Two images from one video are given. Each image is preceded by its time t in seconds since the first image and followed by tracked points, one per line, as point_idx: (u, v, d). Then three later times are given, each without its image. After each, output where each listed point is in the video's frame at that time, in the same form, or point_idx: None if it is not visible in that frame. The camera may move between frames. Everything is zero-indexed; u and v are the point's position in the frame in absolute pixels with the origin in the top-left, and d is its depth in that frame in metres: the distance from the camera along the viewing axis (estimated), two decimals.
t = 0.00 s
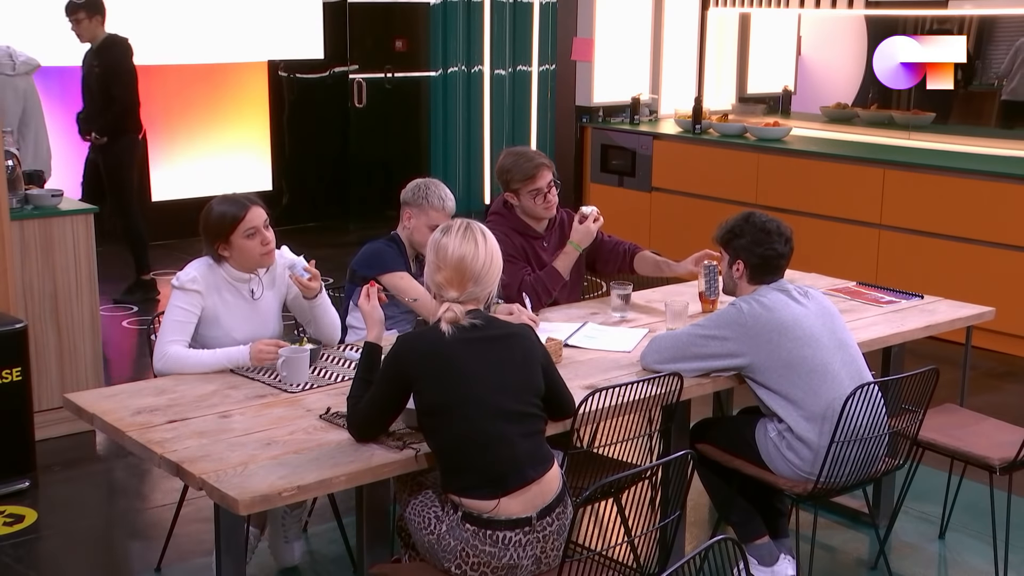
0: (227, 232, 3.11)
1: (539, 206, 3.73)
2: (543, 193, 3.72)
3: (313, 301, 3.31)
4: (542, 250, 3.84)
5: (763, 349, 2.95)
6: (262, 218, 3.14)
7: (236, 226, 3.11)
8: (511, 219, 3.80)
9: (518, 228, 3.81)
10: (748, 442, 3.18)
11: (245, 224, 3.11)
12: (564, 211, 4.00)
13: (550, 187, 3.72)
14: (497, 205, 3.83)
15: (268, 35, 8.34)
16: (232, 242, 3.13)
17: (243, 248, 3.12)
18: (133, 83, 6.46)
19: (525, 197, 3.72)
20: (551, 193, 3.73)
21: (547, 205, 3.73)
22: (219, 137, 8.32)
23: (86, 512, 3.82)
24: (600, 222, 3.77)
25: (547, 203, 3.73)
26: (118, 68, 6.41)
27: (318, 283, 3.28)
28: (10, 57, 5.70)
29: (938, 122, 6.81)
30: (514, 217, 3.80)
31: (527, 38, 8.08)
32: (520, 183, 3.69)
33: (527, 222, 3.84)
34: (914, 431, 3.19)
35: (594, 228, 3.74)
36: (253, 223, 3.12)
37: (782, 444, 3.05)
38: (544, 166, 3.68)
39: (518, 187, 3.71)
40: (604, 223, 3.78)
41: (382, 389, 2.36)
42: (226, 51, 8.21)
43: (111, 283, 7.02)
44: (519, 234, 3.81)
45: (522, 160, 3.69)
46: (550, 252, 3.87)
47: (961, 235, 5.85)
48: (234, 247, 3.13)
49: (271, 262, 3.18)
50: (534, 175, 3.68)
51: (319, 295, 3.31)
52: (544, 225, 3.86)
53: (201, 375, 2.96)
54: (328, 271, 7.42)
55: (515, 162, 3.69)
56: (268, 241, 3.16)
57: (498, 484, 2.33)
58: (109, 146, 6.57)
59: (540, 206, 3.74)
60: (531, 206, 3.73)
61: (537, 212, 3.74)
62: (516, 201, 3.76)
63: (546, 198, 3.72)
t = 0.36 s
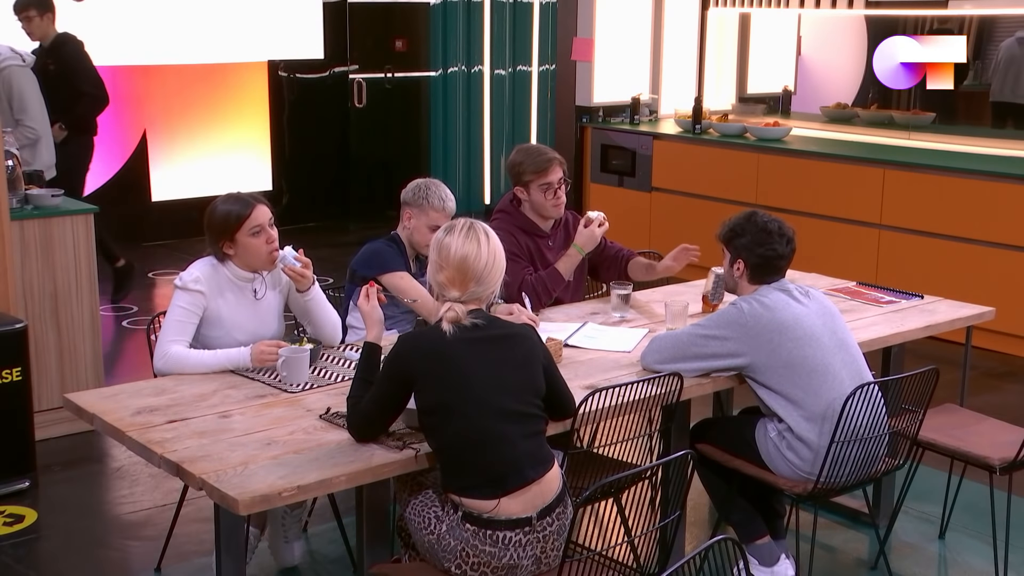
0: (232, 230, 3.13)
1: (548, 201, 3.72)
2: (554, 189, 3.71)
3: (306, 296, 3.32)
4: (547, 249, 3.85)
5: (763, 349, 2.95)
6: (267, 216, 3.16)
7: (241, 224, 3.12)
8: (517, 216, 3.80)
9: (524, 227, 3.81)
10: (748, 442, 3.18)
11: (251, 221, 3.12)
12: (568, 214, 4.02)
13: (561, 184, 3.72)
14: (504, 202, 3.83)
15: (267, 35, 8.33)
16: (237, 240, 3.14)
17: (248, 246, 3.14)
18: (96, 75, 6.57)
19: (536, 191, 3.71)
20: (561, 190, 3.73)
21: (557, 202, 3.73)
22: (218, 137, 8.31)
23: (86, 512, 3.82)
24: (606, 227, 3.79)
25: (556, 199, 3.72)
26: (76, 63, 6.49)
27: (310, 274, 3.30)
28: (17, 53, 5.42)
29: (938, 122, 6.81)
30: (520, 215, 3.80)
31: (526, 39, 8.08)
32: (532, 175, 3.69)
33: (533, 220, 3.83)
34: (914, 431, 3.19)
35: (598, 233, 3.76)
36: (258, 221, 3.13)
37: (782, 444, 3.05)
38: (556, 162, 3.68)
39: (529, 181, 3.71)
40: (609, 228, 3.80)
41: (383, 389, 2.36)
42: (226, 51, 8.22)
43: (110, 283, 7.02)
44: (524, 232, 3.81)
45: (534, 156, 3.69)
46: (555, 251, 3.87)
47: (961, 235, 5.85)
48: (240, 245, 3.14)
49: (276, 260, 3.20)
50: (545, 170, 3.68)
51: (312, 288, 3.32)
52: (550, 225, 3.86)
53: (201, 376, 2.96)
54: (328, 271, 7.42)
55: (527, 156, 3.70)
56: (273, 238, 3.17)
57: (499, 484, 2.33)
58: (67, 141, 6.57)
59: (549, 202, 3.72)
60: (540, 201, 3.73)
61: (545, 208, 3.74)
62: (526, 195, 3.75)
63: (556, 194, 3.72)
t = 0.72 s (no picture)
0: (233, 229, 3.13)
1: (561, 196, 3.73)
2: (568, 184, 3.73)
3: (307, 297, 3.31)
4: (554, 248, 3.86)
5: (763, 348, 2.94)
6: (267, 215, 3.16)
7: (242, 223, 3.12)
8: (526, 211, 3.84)
9: (532, 222, 3.84)
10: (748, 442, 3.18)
11: (252, 220, 3.13)
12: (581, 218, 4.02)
13: (576, 180, 3.74)
14: (517, 197, 3.87)
15: (266, 34, 8.33)
16: (238, 239, 3.14)
17: (249, 245, 3.14)
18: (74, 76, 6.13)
19: (550, 185, 3.73)
20: (576, 186, 3.75)
21: (569, 198, 3.74)
22: (219, 137, 8.31)
23: (86, 512, 3.82)
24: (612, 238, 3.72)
25: (570, 195, 3.74)
26: (52, 60, 6.03)
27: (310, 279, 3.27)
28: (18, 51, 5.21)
29: (939, 122, 6.81)
30: (530, 210, 3.84)
31: (527, 38, 8.06)
32: (548, 168, 3.71)
33: (544, 217, 3.86)
34: (913, 431, 3.19)
35: (603, 244, 3.69)
36: (259, 220, 3.13)
37: (782, 444, 3.05)
38: (571, 158, 3.70)
39: (544, 174, 3.73)
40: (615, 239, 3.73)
41: (383, 389, 2.36)
42: (225, 51, 8.21)
43: (111, 282, 7.03)
44: (532, 227, 3.84)
45: (551, 150, 3.72)
46: (562, 251, 3.88)
47: (961, 235, 5.85)
48: (241, 245, 3.14)
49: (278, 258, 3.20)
50: (561, 165, 3.70)
51: (313, 289, 3.31)
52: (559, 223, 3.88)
53: (201, 376, 2.96)
54: (328, 271, 7.42)
55: (543, 150, 3.73)
56: (274, 236, 3.17)
57: (499, 484, 2.33)
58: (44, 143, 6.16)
59: (562, 197, 3.74)
60: (554, 196, 3.74)
61: (557, 203, 3.75)
62: (539, 189, 3.77)
63: (569, 190, 3.73)
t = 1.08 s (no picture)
0: (230, 229, 3.13)
1: (579, 199, 3.75)
2: (588, 188, 3.74)
3: (309, 297, 3.31)
4: (561, 252, 3.87)
5: (763, 347, 2.94)
6: (265, 214, 3.16)
7: (240, 223, 3.12)
8: (536, 214, 3.85)
9: (540, 225, 3.85)
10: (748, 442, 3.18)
11: (249, 220, 3.13)
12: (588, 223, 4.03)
13: (594, 185, 3.76)
14: (526, 199, 3.89)
15: (266, 34, 8.32)
16: (235, 238, 3.15)
17: (247, 245, 3.14)
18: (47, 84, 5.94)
19: (569, 187, 3.74)
20: (594, 191, 3.76)
21: (586, 202, 3.76)
22: (219, 137, 8.31)
23: (86, 512, 3.82)
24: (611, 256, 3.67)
25: (587, 199, 3.75)
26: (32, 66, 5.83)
27: (310, 279, 3.27)
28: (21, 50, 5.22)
29: (939, 122, 6.81)
30: (539, 212, 3.85)
31: (526, 38, 8.07)
32: (571, 170, 3.71)
33: (554, 220, 3.87)
34: (913, 431, 3.19)
35: (601, 263, 3.66)
36: (257, 219, 3.14)
37: (782, 443, 3.05)
38: (591, 163, 3.72)
39: (565, 176, 3.73)
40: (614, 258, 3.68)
41: (383, 389, 2.36)
42: (225, 51, 8.21)
43: (110, 282, 7.03)
44: (540, 230, 3.85)
45: (572, 152, 3.73)
46: (569, 256, 3.90)
47: (961, 235, 5.85)
48: (239, 244, 3.15)
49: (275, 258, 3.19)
50: (584, 168, 3.71)
51: (315, 289, 3.31)
52: (568, 228, 3.89)
53: (202, 376, 2.96)
54: (328, 271, 7.42)
55: (562, 153, 3.74)
56: (271, 236, 3.18)
57: (499, 484, 2.33)
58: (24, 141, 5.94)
59: (580, 200, 3.75)
60: (571, 198, 3.75)
61: (573, 206, 3.76)
62: (556, 190, 3.78)
63: (588, 194, 3.75)
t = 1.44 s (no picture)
0: (230, 229, 3.13)
1: (582, 206, 3.75)
2: (591, 197, 3.74)
3: (311, 296, 3.31)
4: (563, 254, 3.88)
5: (763, 347, 2.94)
6: (265, 214, 3.16)
7: (239, 223, 3.12)
8: (540, 215, 3.85)
9: (543, 226, 3.85)
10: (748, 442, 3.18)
11: (248, 220, 3.13)
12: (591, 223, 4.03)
13: (598, 194, 3.75)
14: (530, 198, 3.88)
15: (266, 34, 8.32)
16: (234, 238, 3.15)
17: (246, 244, 3.14)
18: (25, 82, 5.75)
19: (573, 194, 3.74)
20: (597, 200, 3.76)
21: (589, 210, 3.76)
22: (218, 136, 8.31)
23: (86, 512, 3.82)
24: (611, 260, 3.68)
25: (591, 207, 3.75)
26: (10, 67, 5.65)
27: (312, 277, 3.27)
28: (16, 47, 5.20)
29: (938, 122, 6.81)
30: (543, 214, 3.85)
31: (526, 37, 8.06)
32: (575, 180, 3.71)
33: (557, 222, 3.87)
34: (913, 431, 3.20)
35: (602, 265, 3.66)
36: (256, 219, 3.14)
37: (782, 444, 3.05)
38: (597, 172, 3.71)
39: (570, 184, 3.73)
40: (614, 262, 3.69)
41: (383, 389, 2.36)
42: (225, 51, 8.21)
43: (110, 282, 7.03)
44: (542, 232, 3.86)
45: (579, 161, 3.70)
46: (571, 257, 3.90)
47: (961, 234, 5.85)
48: (238, 244, 3.14)
49: (274, 258, 3.19)
50: (589, 179, 3.70)
51: (316, 288, 3.31)
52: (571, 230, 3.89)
53: (202, 376, 2.96)
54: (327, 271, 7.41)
55: (568, 158, 3.73)
56: (271, 237, 3.17)
57: (499, 484, 2.33)
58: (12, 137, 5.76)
59: (582, 207, 3.76)
60: (574, 205, 3.75)
61: (576, 212, 3.77)
62: (560, 196, 3.77)
63: (591, 202, 3.75)
